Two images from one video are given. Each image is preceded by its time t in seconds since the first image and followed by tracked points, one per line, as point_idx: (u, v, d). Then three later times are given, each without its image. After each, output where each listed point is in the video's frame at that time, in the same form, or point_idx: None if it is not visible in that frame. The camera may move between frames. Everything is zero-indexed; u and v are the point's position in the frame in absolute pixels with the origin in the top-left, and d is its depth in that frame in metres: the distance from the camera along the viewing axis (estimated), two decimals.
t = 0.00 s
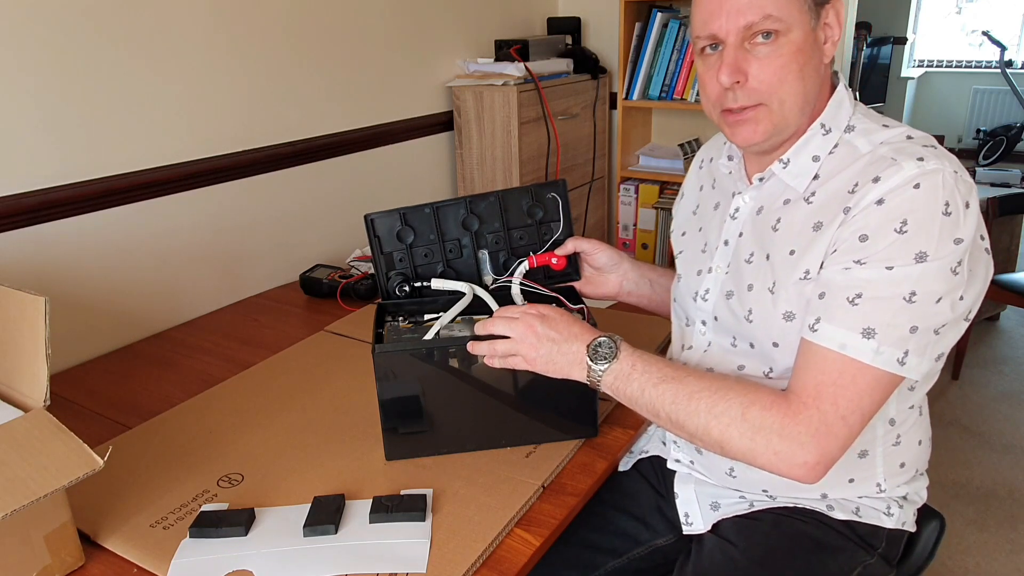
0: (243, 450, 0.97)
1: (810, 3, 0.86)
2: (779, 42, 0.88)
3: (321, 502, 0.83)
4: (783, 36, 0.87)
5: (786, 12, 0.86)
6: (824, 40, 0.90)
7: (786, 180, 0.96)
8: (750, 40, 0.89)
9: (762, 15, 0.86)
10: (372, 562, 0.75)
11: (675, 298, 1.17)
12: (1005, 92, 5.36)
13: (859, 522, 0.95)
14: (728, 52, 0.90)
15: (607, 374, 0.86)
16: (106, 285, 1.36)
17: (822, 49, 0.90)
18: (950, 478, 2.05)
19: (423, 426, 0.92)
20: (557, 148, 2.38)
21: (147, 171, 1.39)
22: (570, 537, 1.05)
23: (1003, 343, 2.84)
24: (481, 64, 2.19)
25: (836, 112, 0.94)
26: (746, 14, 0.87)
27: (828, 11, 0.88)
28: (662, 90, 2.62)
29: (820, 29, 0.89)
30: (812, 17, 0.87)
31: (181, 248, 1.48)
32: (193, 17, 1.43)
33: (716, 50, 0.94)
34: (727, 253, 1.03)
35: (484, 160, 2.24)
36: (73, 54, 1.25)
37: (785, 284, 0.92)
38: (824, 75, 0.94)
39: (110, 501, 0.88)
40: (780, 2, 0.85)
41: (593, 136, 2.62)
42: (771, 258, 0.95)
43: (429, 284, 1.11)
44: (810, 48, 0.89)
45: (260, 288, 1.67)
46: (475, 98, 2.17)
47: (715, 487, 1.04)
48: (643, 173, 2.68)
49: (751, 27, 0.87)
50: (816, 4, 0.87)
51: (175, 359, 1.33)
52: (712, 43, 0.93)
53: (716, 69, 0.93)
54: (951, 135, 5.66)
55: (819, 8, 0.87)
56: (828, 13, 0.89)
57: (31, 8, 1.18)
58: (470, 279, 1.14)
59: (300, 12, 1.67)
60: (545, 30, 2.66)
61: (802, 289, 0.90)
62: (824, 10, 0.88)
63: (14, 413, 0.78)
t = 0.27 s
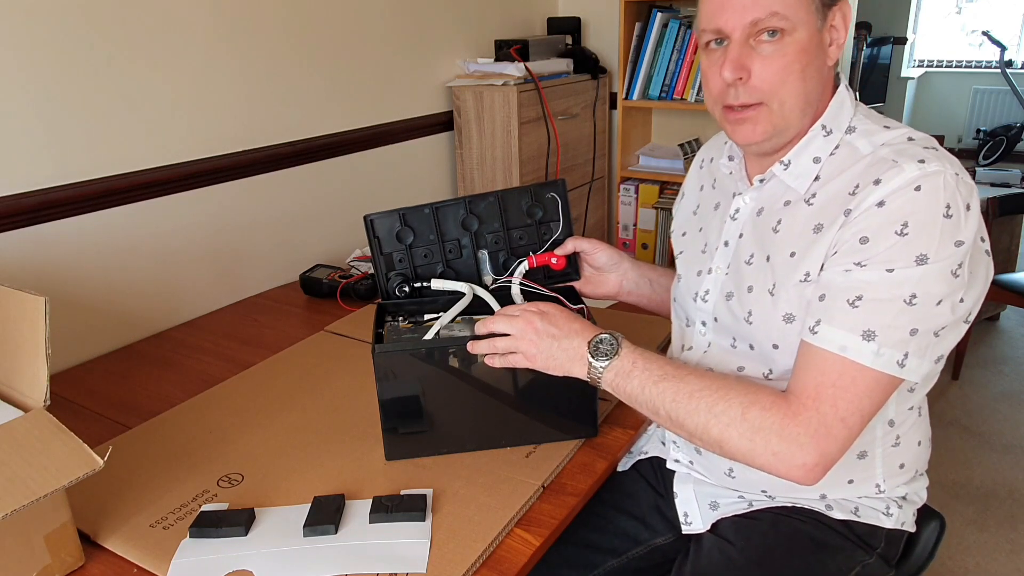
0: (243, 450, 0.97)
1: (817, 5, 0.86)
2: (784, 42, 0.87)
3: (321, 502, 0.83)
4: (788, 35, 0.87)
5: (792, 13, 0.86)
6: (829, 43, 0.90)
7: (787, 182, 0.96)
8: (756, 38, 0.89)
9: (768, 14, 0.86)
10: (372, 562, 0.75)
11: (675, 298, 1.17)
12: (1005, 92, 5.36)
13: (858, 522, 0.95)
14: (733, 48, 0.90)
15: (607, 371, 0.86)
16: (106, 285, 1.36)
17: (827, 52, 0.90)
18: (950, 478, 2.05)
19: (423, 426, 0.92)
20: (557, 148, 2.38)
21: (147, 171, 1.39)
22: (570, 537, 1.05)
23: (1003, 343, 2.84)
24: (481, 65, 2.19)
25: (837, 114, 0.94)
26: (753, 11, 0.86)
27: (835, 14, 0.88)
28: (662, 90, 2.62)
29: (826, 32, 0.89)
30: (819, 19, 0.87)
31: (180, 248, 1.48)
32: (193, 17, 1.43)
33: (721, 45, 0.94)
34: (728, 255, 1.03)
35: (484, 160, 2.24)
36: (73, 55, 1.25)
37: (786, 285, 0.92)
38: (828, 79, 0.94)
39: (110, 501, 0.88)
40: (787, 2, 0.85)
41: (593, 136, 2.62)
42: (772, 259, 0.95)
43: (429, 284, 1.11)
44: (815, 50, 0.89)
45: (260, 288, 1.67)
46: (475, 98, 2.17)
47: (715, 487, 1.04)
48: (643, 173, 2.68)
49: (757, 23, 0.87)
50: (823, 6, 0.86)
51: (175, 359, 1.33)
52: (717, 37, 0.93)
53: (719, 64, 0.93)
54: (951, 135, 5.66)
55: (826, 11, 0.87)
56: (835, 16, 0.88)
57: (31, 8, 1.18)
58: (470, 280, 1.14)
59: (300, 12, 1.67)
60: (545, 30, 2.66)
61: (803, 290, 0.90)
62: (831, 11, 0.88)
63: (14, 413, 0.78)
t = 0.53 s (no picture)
0: (243, 450, 0.97)
1: None
2: (807, 20, 0.89)
3: (321, 502, 0.83)
4: (812, 15, 0.89)
5: None
6: (850, 37, 0.92)
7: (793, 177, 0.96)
8: (780, 12, 0.90)
9: None
10: (372, 562, 0.75)
11: (676, 296, 1.17)
12: (1005, 92, 5.36)
13: (860, 522, 0.95)
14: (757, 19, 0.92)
15: (608, 363, 0.86)
16: (106, 285, 1.36)
17: (846, 46, 0.92)
18: (950, 478, 2.05)
19: (423, 426, 0.92)
20: (557, 148, 2.38)
21: (147, 171, 1.39)
22: (569, 536, 1.05)
23: (1003, 343, 2.84)
24: (481, 64, 2.19)
25: (844, 111, 0.95)
26: None
27: (857, 11, 0.90)
28: (662, 90, 2.62)
29: (848, 24, 0.90)
30: (844, 8, 0.89)
31: (180, 248, 1.48)
32: (193, 17, 1.43)
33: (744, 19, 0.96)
34: (732, 250, 1.03)
35: (484, 160, 2.24)
36: (73, 55, 1.25)
37: (791, 280, 0.92)
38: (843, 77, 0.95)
39: (111, 501, 0.88)
40: None
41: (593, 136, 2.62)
42: (777, 254, 0.95)
43: (429, 284, 1.11)
44: (835, 38, 0.90)
45: (260, 288, 1.67)
46: (475, 98, 2.17)
47: (717, 487, 1.04)
48: (643, 173, 2.68)
49: None
50: None
51: (175, 358, 1.33)
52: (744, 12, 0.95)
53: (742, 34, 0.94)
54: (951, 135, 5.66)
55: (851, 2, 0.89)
56: (857, 12, 0.91)
57: (31, 8, 1.18)
58: (470, 280, 1.14)
59: (300, 12, 1.67)
60: (545, 30, 2.66)
61: (808, 285, 0.90)
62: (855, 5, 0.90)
63: (14, 413, 0.78)
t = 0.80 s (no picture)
0: (243, 450, 0.97)
1: None
2: (807, 21, 0.89)
3: (321, 502, 0.82)
4: (813, 17, 0.89)
5: None
6: (854, 34, 0.92)
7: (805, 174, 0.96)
8: (780, 17, 0.91)
9: None
10: (372, 562, 0.75)
11: (683, 294, 1.16)
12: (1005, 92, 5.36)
13: (868, 517, 0.95)
14: (756, 26, 0.93)
15: (611, 352, 0.87)
16: (106, 284, 1.36)
17: (850, 43, 0.92)
18: (950, 478, 2.05)
19: (423, 426, 0.92)
20: (557, 148, 2.38)
21: (147, 171, 1.39)
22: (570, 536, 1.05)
23: (1003, 343, 2.84)
24: (481, 65, 2.19)
25: (857, 110, 0.95)
26: None
27: (859, 7, 0.91)
28: (662, 90, 2.62)
29: (851, 21, 0.91)
30: (844, 6, 0.89)
31: (181, 248, 1.48)
32: (194, 17, 1.43)
33: (746, 26, 0.97)
34: (742, 247, 1.02)
35: (484, 159, 2.24)
36: (73, 55, 1.25)
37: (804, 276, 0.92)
38: (849, 73, 0.95)
39: (111, 500, 0.88)
40: None
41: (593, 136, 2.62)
42: (790, 250, 0.94)
43: (429, 284, 1.11)
44: (838, 36, 0.90)
45: (260, 288, 1.67)
46: (475, 98, 2.17)
47: (723, 486, 1.04)
48: (643, 173, 2.68)
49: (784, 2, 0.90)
50: None
51: (175, 358, 1.33)
52: (745, 19, 0.96)
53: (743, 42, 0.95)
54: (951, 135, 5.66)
55: None
56: (859, 9, 0.91)
57: (31, 8, 1.18)
58: (470, 280, 1.14)
59: (299, 12, 1.67)
60: (545, 30, 2.66)
61: (820, 280, 0.90)
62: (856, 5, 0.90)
63: (14, 413, 0.78)
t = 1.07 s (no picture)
0: (243, 450, 0.97)
1: (813, 8, 0.85)
2: (774, 42, 0.87)
3: (321, 502, 0.83)
4: (780, 36, 0.87)
5: (784, 13, 0.85)
6: (832, 44, 0.88)
7: (810, 175, 0.96)
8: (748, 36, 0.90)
9: (758, 13, 0.86)
10: (372, 562, 0.75)
11: (684, 294, 1.17)
12: (1005, 92, 5.36)
13: (871, 518, 0.95)
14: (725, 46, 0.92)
15: (611, 355, 0.87)
16: (106, 284, 1.36)
17: (827, 54, 0.89)
18: (950, 478, 2.05)
19: (423, 426, 0.92)
20: (557, 148, 2.38)
21: (147, 171, 1.39)
22: (570, 536, 1.05)
23: (1003, 343, 2.84)
24: (481, 65, 2.19)
25: (863, 111, 0.95)
26: (745, 9, 0.87)
27: (836, 16, 0.86)
28: (662, 90, 2.62)
29: (825, 34, 0.87)
30: (813, 22, 0.86)
31: (181, 248, 1.48)
32: (193, 17, 1.43)
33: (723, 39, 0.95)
34: (745, 247, 1.02)
35: (484, 160, 2.24)
36: (74, 55, 1.25)
37: (808, 277, 0.92)
38: (832, 79, 0.92)
39: (111, 500, 0.88)
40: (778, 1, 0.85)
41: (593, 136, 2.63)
42: (793, 251, 0.94)
43: (429, 284, 1.11)
44: (810, 52, 0.88)
45: (260, 288, 1.67)
46: (474, 98, 2.17)
47: (726, 487, 1.04)
48: (643, 173, 2.68)
49: (748, 22, 0.88)
50: (820, 8, 0.85)
51: (175, 359, 1.33)
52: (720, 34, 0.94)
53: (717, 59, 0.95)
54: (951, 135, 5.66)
55: (824, 12, 0.86)
56: (837, 18, 0.87)
57: (31, 8, 1.18)
58: (470, 280, 1.14)
59: (300, 11, 1.67)
60: (545, 30, 2.66)
61: (823, 281, 0.90)
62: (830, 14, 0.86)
63: (13, 413, 0.78)
